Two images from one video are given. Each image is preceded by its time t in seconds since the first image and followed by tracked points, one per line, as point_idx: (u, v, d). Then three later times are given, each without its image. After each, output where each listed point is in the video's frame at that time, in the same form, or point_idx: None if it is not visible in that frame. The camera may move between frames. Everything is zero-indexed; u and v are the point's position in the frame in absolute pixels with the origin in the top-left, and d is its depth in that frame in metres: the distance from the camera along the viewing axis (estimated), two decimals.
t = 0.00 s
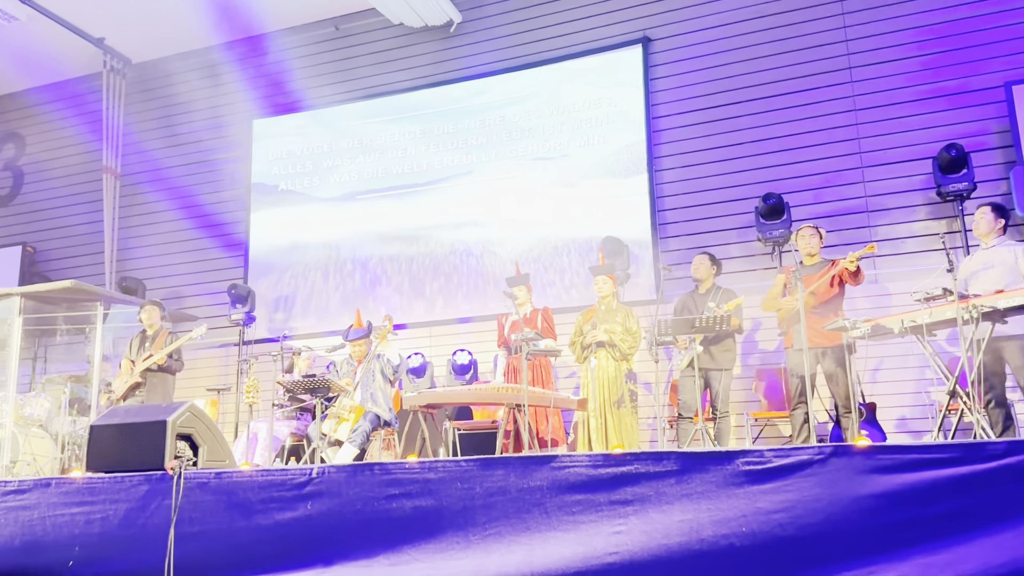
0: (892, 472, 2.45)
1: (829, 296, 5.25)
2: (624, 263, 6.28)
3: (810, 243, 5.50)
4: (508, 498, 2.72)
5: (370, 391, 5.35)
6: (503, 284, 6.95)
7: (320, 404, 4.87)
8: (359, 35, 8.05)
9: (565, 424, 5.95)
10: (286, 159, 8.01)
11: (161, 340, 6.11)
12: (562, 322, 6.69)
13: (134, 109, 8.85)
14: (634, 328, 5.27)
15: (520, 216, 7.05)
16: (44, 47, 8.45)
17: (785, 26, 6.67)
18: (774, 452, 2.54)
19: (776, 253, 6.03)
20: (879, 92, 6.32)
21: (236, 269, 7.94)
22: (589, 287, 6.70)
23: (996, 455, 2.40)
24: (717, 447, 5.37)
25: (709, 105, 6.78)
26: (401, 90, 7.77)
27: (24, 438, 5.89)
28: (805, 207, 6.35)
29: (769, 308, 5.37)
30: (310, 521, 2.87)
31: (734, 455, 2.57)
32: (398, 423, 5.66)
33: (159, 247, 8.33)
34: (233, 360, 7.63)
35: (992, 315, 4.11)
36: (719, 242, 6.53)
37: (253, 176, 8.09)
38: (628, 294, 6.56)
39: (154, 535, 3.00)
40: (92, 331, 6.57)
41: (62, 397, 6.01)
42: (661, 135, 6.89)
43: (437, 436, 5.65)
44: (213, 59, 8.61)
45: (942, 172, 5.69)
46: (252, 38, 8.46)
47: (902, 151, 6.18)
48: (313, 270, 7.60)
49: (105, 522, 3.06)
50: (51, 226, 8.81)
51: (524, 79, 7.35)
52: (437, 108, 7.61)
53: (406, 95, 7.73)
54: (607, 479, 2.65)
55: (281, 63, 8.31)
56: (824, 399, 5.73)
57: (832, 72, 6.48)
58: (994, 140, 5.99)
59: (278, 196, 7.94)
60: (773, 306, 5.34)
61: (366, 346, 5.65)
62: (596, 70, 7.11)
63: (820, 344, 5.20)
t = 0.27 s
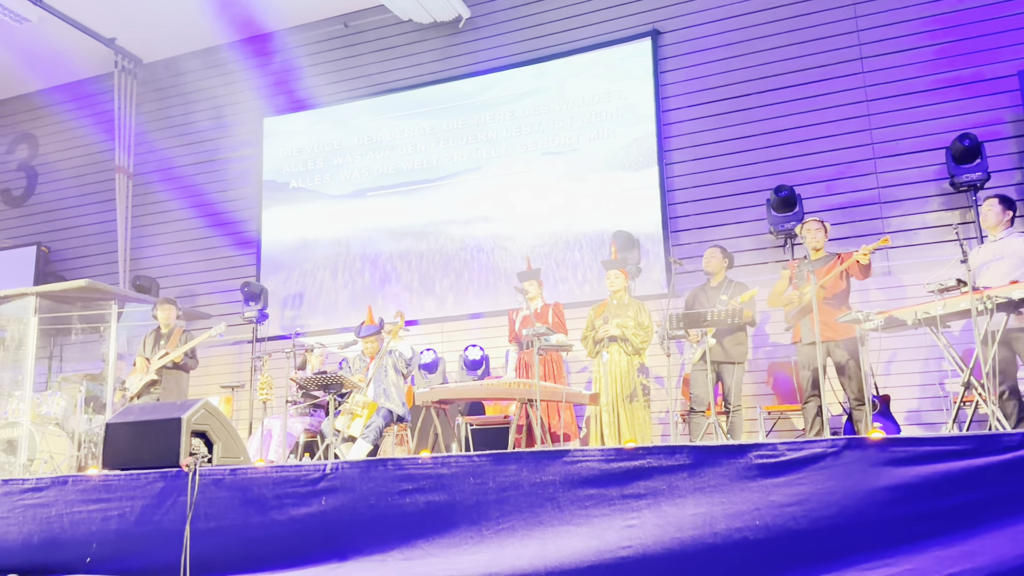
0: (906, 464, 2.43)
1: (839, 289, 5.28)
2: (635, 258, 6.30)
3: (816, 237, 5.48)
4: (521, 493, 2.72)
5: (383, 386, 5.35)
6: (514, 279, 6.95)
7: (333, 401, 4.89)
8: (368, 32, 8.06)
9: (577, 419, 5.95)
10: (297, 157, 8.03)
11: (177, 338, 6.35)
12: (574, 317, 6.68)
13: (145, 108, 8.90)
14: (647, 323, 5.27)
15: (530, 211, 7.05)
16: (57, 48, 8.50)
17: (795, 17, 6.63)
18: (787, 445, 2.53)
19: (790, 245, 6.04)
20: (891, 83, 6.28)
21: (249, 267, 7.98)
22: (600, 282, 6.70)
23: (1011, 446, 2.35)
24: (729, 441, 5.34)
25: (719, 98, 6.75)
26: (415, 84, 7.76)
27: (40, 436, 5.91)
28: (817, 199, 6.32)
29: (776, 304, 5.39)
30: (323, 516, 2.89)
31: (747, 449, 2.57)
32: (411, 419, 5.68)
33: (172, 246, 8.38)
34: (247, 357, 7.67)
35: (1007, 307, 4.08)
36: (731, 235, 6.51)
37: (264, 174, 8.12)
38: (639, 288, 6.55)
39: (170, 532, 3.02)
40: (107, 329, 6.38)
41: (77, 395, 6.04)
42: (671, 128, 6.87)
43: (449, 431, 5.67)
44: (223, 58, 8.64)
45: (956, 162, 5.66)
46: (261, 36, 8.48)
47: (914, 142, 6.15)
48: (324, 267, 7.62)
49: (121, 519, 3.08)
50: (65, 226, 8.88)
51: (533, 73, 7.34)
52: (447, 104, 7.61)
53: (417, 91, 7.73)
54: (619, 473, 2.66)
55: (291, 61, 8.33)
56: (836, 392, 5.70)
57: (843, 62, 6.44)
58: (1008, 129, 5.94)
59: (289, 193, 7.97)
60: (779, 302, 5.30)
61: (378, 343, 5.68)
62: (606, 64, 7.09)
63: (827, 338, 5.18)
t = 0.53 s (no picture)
0: (917, 459, 2.41)
1: (848, 278, 5.25)
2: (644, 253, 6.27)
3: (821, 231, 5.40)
4: (531, 489, 2.72)
5: (392, 383, 5.38)
6: (523, 276, 6.95)
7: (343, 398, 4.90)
8: (375, 29, 8.06)
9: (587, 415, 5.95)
10: (305, 155, 8.05)
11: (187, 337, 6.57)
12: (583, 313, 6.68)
13: (154, 107, 8.93)
14: (655, 320, 5.26)
15: (538, 207, 7.04)
16: (66, 49, 8.53)
17: (804, 10, 6.60)
18: (798, 440, 2.52)
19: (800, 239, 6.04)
20: (900, 75, 6.24)
21: (259, 265, 8.00)
22: (609, 277, 6.69)
23: None
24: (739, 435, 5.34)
25: (727, 92, 6.73)
26: (422, 81, 7.76)
27: (52, 435, 5.95)
28: (826, 192, 6.29)
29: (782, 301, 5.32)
30: (334, 513, 2.89)
31: (758, 444, 2.55)
32: (421, 415, 5.68)
33: (181, 245, 8.41)
34: (257, 355, 7.70)
35: (1019, 299, 4.05)
36: (739, 230, 6.49)
37: (273, 172, 8.14)
38: (648, 284, 6.54)
39: (182, 530, 3.04)
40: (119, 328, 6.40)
41: (89, 394, 6.13)
42: (679, 123, 6.85)
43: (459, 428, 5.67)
44: (230, 57, 8.66)
45: (967, 154, 5.64)
46: (269, 35, 8.50)
47: (924, 134, 6.11)
48: (333, 266, 7.64)
49: (134, 517, 3.10)
50: (75, 226, 8.92)
51: (540, 69, 7.33)
52: (454, 101, 7.60)
53: (424, 88, 7.73)
54: (629, 469, 2.65)
55: (298, 59, 8.34)
56: (847, 386, 5.68)
57: (852, 55, 6.40)
58: (1018, 121, 5.89)
59: (298, 192, 7.99)
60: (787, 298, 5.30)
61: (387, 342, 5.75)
62: (613, 60, 7.07)
63: (839, 331, 5.16)
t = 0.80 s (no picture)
0: (925, 454, 2.40)
1: (854, 272, 5.26)
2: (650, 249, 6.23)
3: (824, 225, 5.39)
4: (539, 485, 2.72)
5: (399, 381, 5.38)
6: (530, 272, 6.95)
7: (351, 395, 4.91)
8: (380, 26, 8.06)
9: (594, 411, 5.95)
10: (311, 153, 8.06)
11: (193, 333, 6.56)
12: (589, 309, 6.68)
13: (160, 106, 8.95)
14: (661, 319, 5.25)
15: (544, 204, 7.04)
16: (72, 49, 8.56)
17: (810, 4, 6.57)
18: (806, 436, 2.51)
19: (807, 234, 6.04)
20: (908, 68, 6.21)
21: (266, 263, 8.01)
22: (615, 273, 6.68)
23: None
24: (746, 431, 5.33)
25: (733, 86, 6.71)
26: (428, 78, 7.76)
27: (62, 434, 5.86)
28: (834, 187, 6.27)
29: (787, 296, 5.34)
30: (343, 510, 2.90)
31: (766, 439, 2.54)
32: (428, 412, 5.69)
33: (189, 243, 8.43)
34: (265, 352, 7.72)
35: None
36: (746, 225, 6.47)
37: (279, 170, 8.15)
38: (655, 280, 6.53)
39: (192, 527, 3.05)
40: (127, 327, 6.41)
41: (98, 392, 6.12)
42: (685, 118, 6.83)
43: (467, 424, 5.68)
44: (236, 55, 8.67)
45: (975, 147, 5.60)
46: (274, 32, 8.50)
47: (932, 128, 6.09)
48: (340, 263, 7.65)
49: (143, 515, 3.11)
50: (83, 225, 8.95)
51: (545, 65, 7.32)
52: (459, 97, 7.60)
53: (430, 85, 7.72)
54: (636, 465, 2.65)
55: (304, 57, 8.34)
56: (855, 381, 5.66)
57: (859, 49, 6.38)
58: None
59: (304, 190, 8.00)
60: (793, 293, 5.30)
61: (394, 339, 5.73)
62: (618, 55, 7.05)
63: (846, 326, 5.14)
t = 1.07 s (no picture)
0: (929, 450, 2.37)
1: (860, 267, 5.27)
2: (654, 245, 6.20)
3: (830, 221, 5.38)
4: (543, 482, 2.72)
5: (404, 377, 5.38)
6: (534, 268, 6.95)
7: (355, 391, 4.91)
8: (384, 22, 8.05)
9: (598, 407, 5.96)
10: (315, 149, 8.06)
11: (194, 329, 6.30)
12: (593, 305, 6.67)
13: (164, 103, 8.95)
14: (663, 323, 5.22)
15: (548, 199, 7.03)
16: (77, 46, 8.57)
17: None
18: (810, 431, 2.49)
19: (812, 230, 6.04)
20: (913, 63, 6.18)
21: (270, 260, 8.02)
22: (619, 269, 6.67)
23: None
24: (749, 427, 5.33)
25: (738, 82, 6.69)
26: (431, 74, 7.74)
27: (66, 431, 5.74)
28: (839, 182, 6.25)
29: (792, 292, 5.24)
30: (347, 506, 2.90)
31: (770, 435, 2.52)
32: (432, 408, 5.69)
33: (193, 240, 8.44)
34: (269, 349, 7.73)
35: None
36: (751, 221, 6.46)
37: (283, 167, 8.15)
38: (659, 275, 6.52)
39: (197, 523, 3.06)
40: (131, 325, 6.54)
41: (103, 388, 6.21)
42: (689, 114, 6.81)
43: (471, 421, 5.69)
44: (240, 52, 8.67)
45: (980, 142, 5.60)
46: (278, 29, 8.50)
47: (937, 123, 6.06)
48: (344, 261, 7.65)
49: (148, 511, 3.12)
50: (87, 222, 8.97)
51: (548, 61, 7.30)
52: (462, 93, 7.58)
53: (433, 81, 7.71)
54: (640, 461, 2.64)
55: (308, 53, 8.34)
56: (860, 377, 5.66)
57: (864, 43, 6.35)
58: None
59: (308, 186, 8.00)
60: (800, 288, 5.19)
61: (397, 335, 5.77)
62: (622, 51, 7.04)
63: (853, 321, 5.11)
